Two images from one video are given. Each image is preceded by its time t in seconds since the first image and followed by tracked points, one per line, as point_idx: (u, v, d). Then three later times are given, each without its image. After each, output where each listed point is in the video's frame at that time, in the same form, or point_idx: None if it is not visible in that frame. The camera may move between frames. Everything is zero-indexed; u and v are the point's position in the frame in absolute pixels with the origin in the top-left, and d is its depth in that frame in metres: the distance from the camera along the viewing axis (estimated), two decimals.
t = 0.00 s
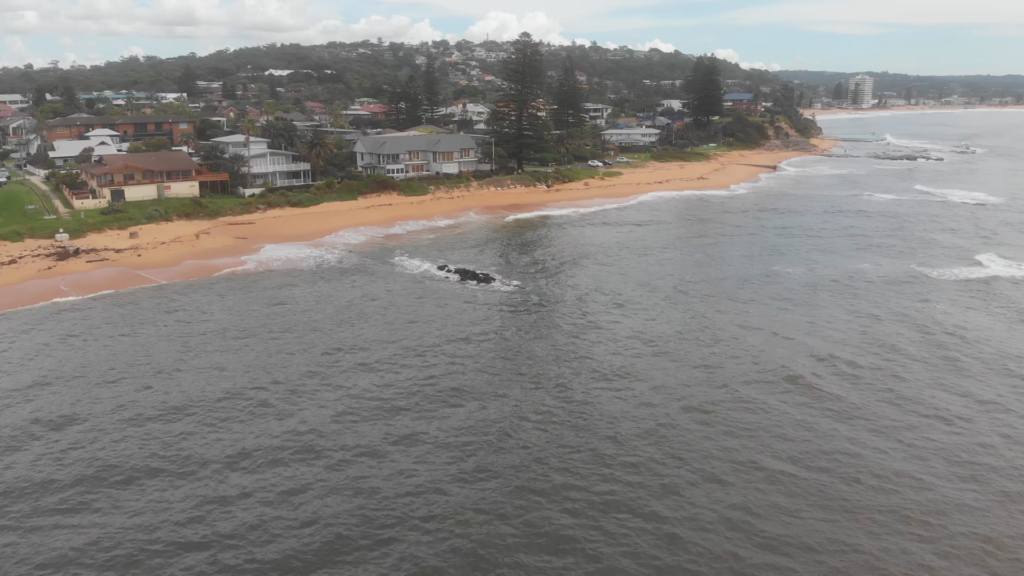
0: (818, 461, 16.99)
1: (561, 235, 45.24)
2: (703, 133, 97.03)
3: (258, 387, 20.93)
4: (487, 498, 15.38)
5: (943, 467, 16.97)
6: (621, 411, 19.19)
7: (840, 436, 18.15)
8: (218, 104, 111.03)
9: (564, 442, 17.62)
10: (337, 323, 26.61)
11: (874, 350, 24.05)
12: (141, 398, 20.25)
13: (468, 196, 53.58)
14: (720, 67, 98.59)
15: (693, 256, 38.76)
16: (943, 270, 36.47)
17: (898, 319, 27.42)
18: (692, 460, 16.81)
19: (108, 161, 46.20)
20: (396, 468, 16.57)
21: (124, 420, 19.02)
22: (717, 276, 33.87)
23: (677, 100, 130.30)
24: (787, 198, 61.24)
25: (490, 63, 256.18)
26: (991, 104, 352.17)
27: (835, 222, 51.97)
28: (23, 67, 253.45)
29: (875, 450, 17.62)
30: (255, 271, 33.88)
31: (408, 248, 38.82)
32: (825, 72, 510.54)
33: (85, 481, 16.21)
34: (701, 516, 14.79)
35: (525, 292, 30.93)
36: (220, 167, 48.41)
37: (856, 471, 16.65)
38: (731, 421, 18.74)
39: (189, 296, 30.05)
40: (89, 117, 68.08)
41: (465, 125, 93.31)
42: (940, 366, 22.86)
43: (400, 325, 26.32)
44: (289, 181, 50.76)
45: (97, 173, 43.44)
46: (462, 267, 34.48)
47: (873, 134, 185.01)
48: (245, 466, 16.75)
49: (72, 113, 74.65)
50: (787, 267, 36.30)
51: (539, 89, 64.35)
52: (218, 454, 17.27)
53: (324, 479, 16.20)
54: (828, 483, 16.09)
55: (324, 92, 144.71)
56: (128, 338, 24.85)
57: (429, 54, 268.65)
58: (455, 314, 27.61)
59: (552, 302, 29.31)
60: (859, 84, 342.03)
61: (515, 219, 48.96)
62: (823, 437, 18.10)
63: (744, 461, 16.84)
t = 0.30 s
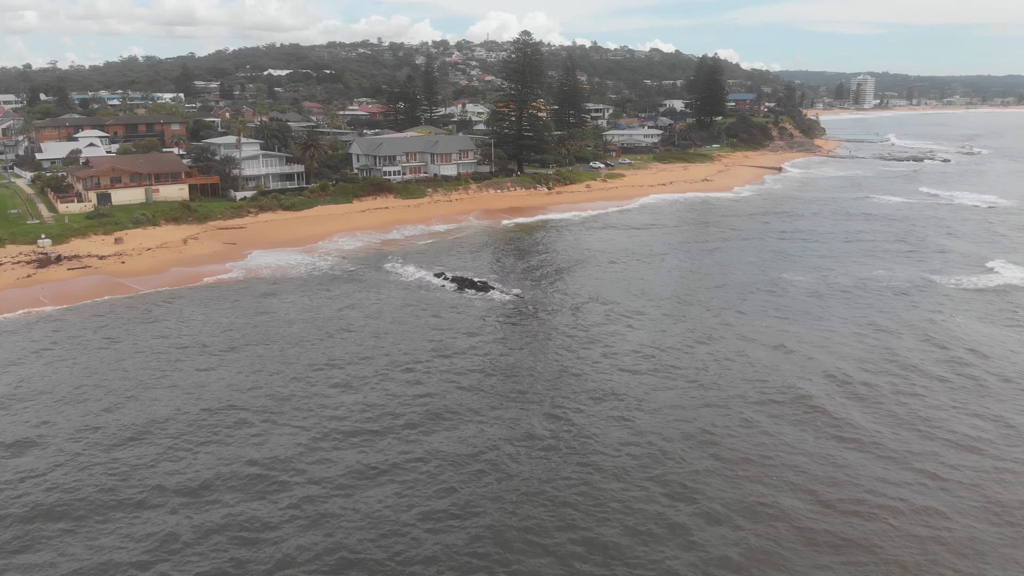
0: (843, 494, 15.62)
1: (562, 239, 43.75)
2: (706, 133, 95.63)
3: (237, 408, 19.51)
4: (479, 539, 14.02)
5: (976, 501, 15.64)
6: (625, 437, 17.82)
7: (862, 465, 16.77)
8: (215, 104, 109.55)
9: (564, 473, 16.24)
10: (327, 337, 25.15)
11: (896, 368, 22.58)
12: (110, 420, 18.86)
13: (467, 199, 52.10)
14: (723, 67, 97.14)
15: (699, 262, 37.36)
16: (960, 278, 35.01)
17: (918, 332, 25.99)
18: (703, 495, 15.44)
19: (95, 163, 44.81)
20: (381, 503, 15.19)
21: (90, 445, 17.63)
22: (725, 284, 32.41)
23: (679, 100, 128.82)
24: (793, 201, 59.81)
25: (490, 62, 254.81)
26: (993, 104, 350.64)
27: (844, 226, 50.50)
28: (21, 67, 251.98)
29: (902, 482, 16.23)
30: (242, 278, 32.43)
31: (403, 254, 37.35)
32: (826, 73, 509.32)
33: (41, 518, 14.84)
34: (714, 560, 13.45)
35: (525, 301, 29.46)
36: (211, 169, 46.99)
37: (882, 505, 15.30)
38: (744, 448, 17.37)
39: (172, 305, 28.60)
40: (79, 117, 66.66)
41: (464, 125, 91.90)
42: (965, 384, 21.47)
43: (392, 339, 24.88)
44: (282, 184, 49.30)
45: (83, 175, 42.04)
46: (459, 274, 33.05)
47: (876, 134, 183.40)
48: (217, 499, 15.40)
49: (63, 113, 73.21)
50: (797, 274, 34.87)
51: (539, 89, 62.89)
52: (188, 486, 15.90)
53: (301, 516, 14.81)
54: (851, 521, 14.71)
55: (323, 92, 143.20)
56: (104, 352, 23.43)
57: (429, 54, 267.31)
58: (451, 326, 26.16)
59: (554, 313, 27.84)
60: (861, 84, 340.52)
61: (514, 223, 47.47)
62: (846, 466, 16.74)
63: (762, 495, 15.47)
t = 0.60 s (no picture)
0: (873, 537, 14.20)
1: (563, 244, 42.23)
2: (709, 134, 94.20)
3: (215, 434, 18.12)
4: None
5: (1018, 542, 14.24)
6: (632, 469, 16.41)
7: (889, 502, 15.37)
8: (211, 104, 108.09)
9: (565, 511, 14.82)
10: (314, 352, 23.68)
11: (920, 388, 21.13)
12: (76, 447, 17.45)
13: (466, 202, 50.59)
14: (727, 67, 95.64)
15: (706, 269, 35.87)
16: (979, 287, 33.54)
17: (941, 347, 24.50)
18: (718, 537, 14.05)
19: (81, 165, 43.38)
20: (364, 546, 13.80)
21: (50, 476, 16.22)
22: (734, 293, 30.96)
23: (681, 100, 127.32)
24: (800, 203, 58.29)
25: (491, 62, 253.40)
26: (996, 104, 348.85)
27: (853, 230, 49.02)
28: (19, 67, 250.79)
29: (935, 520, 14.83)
30: (229, 287, 30.92)
31: (397, 260, 35.83)
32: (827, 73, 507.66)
33: None
34: None
35: (525, 311, 27.96)
36: (201, 172, 45.52)
37: (915, 548, 13.91)
38: (761, 481, 15.97)
39: (152, 317, 27.14)
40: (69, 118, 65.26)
41: (463, 126, 90.42)
42: (995, 407, 20.04)
43: (383, 354, 23.41)
44: (275, 186, 47.78)
45: (67, 178, 40.60)
46: (456, 283, 31.57)
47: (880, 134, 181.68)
48: (184, 541, 14.00)
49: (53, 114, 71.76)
50: (809, 282, 33.37)
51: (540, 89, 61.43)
52: (154, 525, 14.50)
53: (276, 561, 13.42)
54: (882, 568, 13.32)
55: (321, 93, 141.67)
56: (75, 369, 22.02)
57: (428, 54, 265.89)
58: (447, 340, 24.68)
59: (555, 325, 26.33)
60: (862, 85, 339.24)
61: (514, 227, 45.94)
62: (873, 503, 15.33)
63: (786, 539, 14.03)
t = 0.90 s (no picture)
0: None
1: (564, 249, 40.72)
2: (712, 135, 92.76)
3: (188, 464, 16.71)
4: None
5: None
6: (639, 509, 15.00)
7: (922, 549, 13.97)
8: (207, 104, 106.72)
9: (566, 561, 13.42)
10: (299, 367, 22.26)
11: (948, 413, 19.64)
12: (33, 479, 16.03)
13: (464, 205, 49.09)
14: (730, 66, 94.13)
15: (713, 275, 34.45)
16: (999, 296, 32.08)
17: (967, 365, 22.99)
18: None
19: (66, 167, 41.98)
20: None
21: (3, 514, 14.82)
22: (743, 302, 29.54)
23: (683, 100, 125.88)
24: (807, 206, 56.81)
25: (491, 62, 252.08)
26: (999, 104, 347.31)
27: (863, 235, 47.52)
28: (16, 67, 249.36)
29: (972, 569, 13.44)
30: (214, 297, 29.43)
31: (392, 268, 34.34)
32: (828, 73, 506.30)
33: None
34: None
35: (525, 322, 26.53)
36: (191, 174, 44.11)
37: None
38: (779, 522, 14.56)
39: (131, 329, 25.69)
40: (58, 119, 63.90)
41: (462, 126, 89.00)
42: None
43: (373, 371, 21.98)
44: (267, 189, 46.48)
45: (50, 182, 39.20)
46: (453, 291, 30.11)
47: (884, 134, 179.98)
48: None
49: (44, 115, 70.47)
50: (822, 291, 31.89)
51: (541, 88, 59.96)
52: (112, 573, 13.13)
53: None
54: None
55: (319, 93, 140.22)
56: (44, 388, 20.64)
57: (428, 53, 264.42)
58: (441, 355, 23.26)
59: (556, 338, 24.88)
60: (864, 85, 337.85)
61: (514, 232, 44.43)
62: (902, 549, 13.96)
63: None
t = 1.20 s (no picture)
0: None
1: (566, 254, 39.28)
2: (715, 135, 91.37)
3: (156, 504, 15.27)
4: None
5: None
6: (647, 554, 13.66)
7: None
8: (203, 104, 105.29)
9: None
10: (283, 387, 20.86)
11: (979, 439, 18.26)
12: None
13: (463, 209, 47.62)
14: (734, 66, 92.68)
15: (721, 283, 32.99)
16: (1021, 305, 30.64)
17: (995, 385, 21.60)
18: None
19: (50, 170, 40.55)
20: None
21: None
22: (754, 313, 28.09)
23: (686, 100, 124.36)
24: (815, 209, 55.34)
25: (491, 61, 250.66)
26: (1002, 103, 345.60)
27: (874, 239, 46.07)
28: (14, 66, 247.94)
29: None
30: (198, 307, 27.96)
31: (386, 275, 32.88)
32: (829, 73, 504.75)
33: None
34: None
35: (525, 335, 25.06)
36: (180, 177, 42.68)
37: None
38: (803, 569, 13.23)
39: (108, 343, 24.26)
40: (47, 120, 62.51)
41: (461, 127, 87.59)
42: None
43: (362, 392, 20.55)
44: (259, 192, 45.05)
45: (33, 185, 37.76)
46: (449, 301, 28.65)
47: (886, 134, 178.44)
48: None
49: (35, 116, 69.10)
50: (836, 300, 30.40)
51: (541, 88, 58.51)
52: None
53: None
54: None
55: (318, 93, 138.68)
56: (8, 412, 19.23)
57: (428, 53, 263.02)
58: (435, 373, 21.84)
59: (558, 353, 23.40)
60: (866, 85, 336.28)
61: (514, 237, 42.97)
62: None
63: None
